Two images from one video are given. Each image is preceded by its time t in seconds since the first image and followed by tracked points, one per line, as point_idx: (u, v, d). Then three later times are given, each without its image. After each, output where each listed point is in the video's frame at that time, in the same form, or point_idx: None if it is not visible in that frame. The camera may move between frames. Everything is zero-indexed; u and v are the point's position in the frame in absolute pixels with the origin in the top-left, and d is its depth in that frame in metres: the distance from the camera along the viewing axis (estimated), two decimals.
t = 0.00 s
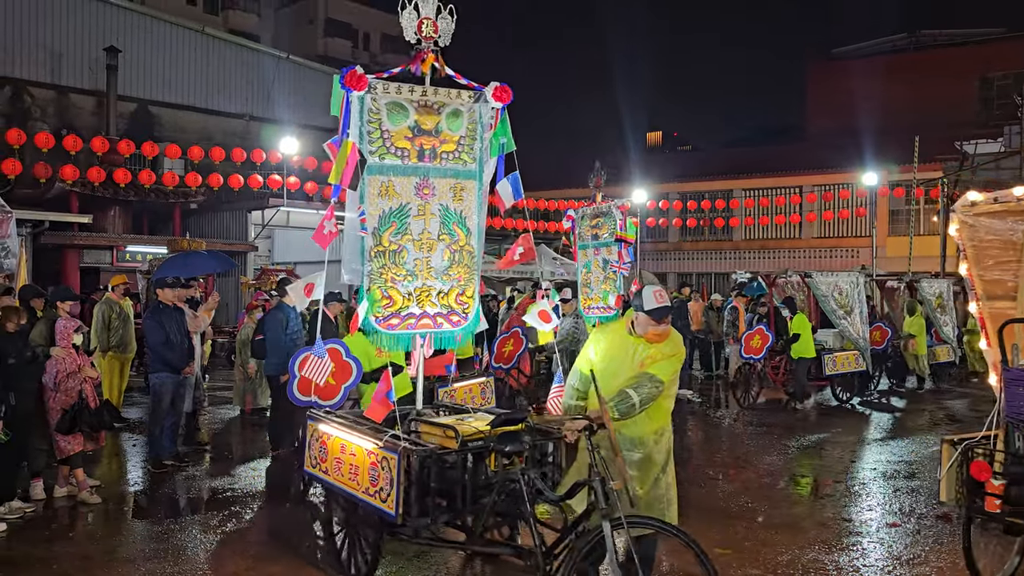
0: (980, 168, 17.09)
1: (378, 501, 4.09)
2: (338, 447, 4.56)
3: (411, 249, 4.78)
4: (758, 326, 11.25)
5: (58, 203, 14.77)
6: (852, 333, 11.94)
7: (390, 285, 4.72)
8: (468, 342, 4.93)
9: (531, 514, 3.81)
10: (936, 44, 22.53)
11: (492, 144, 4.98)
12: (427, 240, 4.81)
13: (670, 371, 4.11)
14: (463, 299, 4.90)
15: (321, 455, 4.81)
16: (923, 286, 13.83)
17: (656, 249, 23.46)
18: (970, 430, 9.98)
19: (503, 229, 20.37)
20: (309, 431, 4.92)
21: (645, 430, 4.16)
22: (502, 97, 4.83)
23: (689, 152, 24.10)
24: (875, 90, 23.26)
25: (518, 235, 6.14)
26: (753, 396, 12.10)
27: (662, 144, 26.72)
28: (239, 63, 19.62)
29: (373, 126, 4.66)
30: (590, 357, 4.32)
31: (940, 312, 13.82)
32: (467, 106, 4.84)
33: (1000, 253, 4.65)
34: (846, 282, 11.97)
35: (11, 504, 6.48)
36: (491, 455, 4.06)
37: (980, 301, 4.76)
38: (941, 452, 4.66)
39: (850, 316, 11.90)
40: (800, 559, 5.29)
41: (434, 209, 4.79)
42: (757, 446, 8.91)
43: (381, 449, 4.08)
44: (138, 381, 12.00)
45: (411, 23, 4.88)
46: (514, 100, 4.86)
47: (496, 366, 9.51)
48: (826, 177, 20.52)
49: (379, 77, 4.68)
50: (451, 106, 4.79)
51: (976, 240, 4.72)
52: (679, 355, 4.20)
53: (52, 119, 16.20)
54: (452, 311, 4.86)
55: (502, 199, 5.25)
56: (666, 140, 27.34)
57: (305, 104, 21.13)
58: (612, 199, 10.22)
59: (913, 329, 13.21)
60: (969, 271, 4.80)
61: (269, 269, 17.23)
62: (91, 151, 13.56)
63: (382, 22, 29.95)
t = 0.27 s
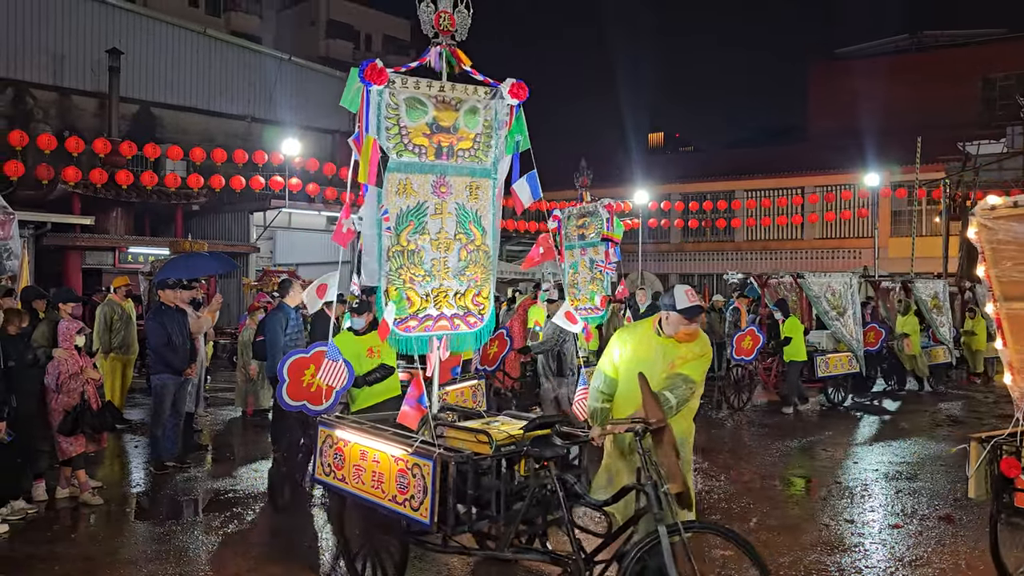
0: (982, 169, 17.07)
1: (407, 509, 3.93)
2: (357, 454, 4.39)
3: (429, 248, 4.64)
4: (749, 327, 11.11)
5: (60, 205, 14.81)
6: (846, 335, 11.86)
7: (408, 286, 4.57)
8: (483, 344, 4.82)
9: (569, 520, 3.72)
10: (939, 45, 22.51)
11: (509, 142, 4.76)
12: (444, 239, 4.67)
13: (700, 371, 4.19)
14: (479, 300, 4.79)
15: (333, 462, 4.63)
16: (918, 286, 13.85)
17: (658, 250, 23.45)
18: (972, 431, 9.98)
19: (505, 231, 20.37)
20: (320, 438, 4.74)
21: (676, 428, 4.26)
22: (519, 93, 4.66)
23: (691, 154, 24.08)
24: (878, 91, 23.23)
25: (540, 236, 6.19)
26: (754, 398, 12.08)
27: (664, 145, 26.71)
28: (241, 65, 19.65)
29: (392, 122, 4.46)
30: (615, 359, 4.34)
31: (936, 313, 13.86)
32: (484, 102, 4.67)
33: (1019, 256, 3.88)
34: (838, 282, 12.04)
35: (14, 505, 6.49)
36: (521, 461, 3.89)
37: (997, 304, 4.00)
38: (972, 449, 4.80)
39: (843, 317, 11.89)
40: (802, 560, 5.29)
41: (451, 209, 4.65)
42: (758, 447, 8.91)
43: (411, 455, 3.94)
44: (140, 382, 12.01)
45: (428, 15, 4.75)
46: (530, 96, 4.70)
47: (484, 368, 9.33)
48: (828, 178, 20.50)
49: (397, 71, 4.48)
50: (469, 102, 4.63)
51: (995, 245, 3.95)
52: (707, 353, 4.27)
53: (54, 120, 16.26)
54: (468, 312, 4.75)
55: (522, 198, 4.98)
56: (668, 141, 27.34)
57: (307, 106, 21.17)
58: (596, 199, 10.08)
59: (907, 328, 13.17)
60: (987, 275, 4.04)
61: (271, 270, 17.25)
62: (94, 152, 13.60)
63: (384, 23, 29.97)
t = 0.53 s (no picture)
0: (984, 169, 17.04)
1: (441, 517, 3.84)
2: (380, 461, 4.24)
3: (450, 248, 4.50)
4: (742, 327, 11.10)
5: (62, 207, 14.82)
6: (839, 337, 11.82)
7: (429, 287, 4.43)
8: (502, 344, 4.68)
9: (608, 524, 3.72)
10: (940, 45, 22.51)
11: (526, 140, 4.70)
12: (464, 239, 4.54)
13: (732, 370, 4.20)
14: (497, 302, 4.66)
15: (351, 470, 4.46)
16: (912, 287, 13.82)
17: (660, 251, 23.43)
18: (974, 432, 9.96)
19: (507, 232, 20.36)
20: (336, 446, 4.57)
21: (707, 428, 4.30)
22: (537, 92, 4.58)
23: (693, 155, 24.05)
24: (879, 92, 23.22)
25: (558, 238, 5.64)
26: (755, 399, 12.07)
27: (665, 146, 26.69)
28: (242, 67, 19.67)
29: (415, 118, 4.34)
30: (642, 362, 4.28)
31: (931, 313, 13.83)
32: (502, 98, 4.58)
33: None
34: (830, 283, 11.99)
35: (15, 507, 6.49)
36: (553, 466, 3.90)
37: (1014, 301, 4.33)
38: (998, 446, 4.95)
39: (836, 318, 11.85)
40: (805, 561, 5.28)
41: (471, 207, 4.53)
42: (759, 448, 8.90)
43: (445, 462, 3.84)
44: (141, 384, 12.00)
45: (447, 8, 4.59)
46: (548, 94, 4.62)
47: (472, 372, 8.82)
48: (829, 178, 20.49)
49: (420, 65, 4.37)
50: (489, 100, 4.54)
51: (1013, 244, 4.27)
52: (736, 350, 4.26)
53: (55, 122, 16.28)
54: (487, 313, 4.61)
55: (539, 198, 4.79)
56: (669, 142, 27.32)
57: (308, 107, 21.19)
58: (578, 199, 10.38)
59: (900, 330, 13.06)
60: (1003, 274, 4.36)
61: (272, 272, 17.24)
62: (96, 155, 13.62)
63: (385, 24, 29.99)
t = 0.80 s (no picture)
0: (986, 169, 17.02)
1: (480, 524, 3.62)
2: (408, 467, 3.96)
3: (476, 248, 4.24)
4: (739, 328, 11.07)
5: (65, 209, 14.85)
6: (831, 337, 11.59)
7: (454, 289, 4.20)
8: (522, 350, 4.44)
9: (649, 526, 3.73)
10: (943, 46, 22.49)
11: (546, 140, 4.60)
12: (489, 239, 4.27)
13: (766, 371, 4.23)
14: (518, 304, 4.40)
15: (375, 478, 4.14)
16: (907, 287, 13.76)
17: (662, 252, 23.42)
18: (977, 433, 9.94)
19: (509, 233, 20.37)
20: (356, 452, 4.24)
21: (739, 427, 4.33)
22: (557, 90, 4.38)
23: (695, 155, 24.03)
24: (881, 92, 23.20)
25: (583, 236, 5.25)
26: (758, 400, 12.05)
27: (667, 146, 26.67)
28: (244, 69, 19.71)
29: (441, 113, 4.10)
30: (674, 362, 4.30)
31: (929, 313, 13.81)
32: (526, 96, 4.34)
33: None
34: (822, 283, 11.75)
35: (19, 509, 6.49)
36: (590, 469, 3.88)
37: None
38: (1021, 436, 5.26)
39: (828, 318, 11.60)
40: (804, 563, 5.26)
41: (496, 206, 4.28)
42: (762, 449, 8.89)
43: (484, 467, 3.63)
44: (144, 385, 12.01)
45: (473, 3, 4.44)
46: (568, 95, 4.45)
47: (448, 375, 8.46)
48: (831, 179, 20.47)
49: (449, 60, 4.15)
50: (513, 97, 4.31)
51: None
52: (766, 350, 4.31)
53: (58, 125, 16.32)
54: (509, 316, 4.34)
55: (559, 197, 4.74)
56: (671, 143, 27.31)
57: (310, 109, 21.21)
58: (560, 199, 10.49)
59: (894, 332, 13.02)
60: None
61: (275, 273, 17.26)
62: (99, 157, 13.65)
63: (387, 26, 30.01)
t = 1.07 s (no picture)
0: (988, 168, 17.00)
1: (522, 529, 3.69)
2: (441, 471, 3.99)
3: (502, 247, 4.38)
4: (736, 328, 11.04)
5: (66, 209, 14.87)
6: (822, 337, 11.76)
7: (482, 287, 4.32)
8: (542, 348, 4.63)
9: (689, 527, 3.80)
10: (944, 44, 22.47)
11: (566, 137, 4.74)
12: (514, 238, 4.43)
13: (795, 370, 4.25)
14: (538, 302, 4.60)
15: (404, 481, 4.15)
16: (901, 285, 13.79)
17: (663, 251, 23.39)
18: (978, 432, 9.93)
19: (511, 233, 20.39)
20: (381, 457, 4.25)
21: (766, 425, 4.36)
22: (579, 87, 4.60)
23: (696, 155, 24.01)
24: (883, 90, 23.18)
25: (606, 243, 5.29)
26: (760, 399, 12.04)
27: (668, 146, 26.64)
28: (245, 68, 19.72)
29: (471, 108, 4.18)
30: (704, 361, 4.30)
31: (925, 312, 13.82)
32: (545, 92, 4.51)
33: None
34: (814, 283, 11.74)
35: (22, 508, 6.51)
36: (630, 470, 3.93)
37: None
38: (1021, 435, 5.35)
39: (819, 318, 11.75)
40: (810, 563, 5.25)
41: (521, 204, 4.44)
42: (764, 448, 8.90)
43: (527, 471, 3.70)
44: (146, 385, 12.02)
45: None
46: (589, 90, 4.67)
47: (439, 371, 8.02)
48: (833, 178, 20.46)
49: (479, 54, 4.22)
50: (537, 94, 4.48)
51: None
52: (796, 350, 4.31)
53: (60, 124, 16.35)
54: (531, 314, 4.54)
55: (581, 196, 4.76)
56: (673, 142, 27.29)
57: (312, 108, 21.21)
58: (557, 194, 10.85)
59: (887, 330, 13.00)
60: None
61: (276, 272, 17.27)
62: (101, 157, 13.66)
63: (387, 25, 30.00)
